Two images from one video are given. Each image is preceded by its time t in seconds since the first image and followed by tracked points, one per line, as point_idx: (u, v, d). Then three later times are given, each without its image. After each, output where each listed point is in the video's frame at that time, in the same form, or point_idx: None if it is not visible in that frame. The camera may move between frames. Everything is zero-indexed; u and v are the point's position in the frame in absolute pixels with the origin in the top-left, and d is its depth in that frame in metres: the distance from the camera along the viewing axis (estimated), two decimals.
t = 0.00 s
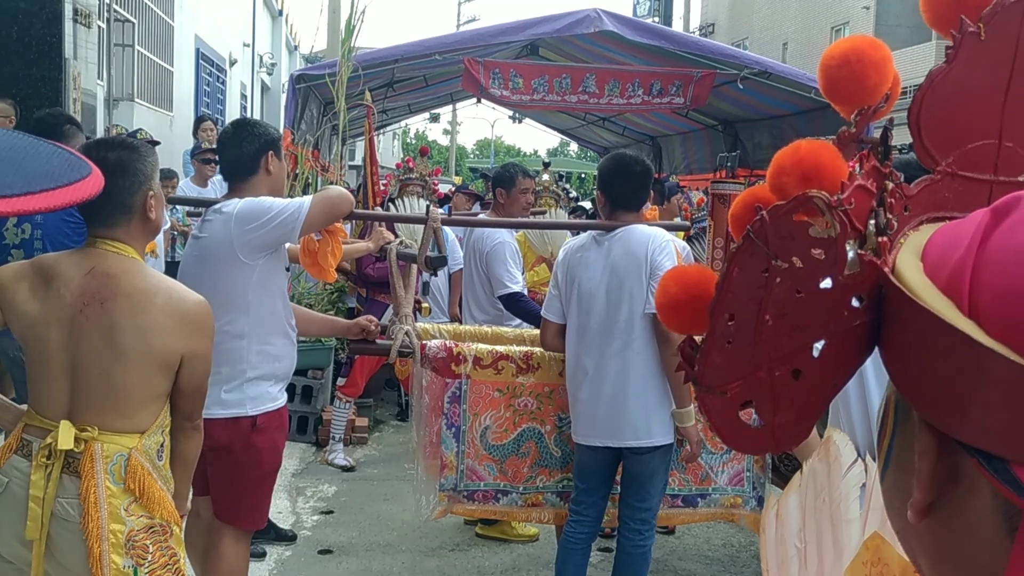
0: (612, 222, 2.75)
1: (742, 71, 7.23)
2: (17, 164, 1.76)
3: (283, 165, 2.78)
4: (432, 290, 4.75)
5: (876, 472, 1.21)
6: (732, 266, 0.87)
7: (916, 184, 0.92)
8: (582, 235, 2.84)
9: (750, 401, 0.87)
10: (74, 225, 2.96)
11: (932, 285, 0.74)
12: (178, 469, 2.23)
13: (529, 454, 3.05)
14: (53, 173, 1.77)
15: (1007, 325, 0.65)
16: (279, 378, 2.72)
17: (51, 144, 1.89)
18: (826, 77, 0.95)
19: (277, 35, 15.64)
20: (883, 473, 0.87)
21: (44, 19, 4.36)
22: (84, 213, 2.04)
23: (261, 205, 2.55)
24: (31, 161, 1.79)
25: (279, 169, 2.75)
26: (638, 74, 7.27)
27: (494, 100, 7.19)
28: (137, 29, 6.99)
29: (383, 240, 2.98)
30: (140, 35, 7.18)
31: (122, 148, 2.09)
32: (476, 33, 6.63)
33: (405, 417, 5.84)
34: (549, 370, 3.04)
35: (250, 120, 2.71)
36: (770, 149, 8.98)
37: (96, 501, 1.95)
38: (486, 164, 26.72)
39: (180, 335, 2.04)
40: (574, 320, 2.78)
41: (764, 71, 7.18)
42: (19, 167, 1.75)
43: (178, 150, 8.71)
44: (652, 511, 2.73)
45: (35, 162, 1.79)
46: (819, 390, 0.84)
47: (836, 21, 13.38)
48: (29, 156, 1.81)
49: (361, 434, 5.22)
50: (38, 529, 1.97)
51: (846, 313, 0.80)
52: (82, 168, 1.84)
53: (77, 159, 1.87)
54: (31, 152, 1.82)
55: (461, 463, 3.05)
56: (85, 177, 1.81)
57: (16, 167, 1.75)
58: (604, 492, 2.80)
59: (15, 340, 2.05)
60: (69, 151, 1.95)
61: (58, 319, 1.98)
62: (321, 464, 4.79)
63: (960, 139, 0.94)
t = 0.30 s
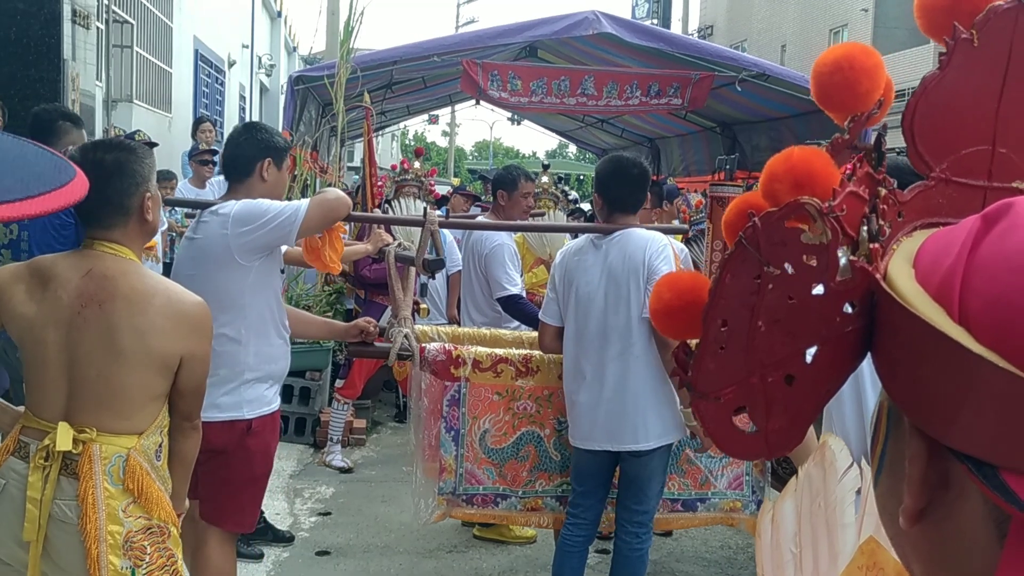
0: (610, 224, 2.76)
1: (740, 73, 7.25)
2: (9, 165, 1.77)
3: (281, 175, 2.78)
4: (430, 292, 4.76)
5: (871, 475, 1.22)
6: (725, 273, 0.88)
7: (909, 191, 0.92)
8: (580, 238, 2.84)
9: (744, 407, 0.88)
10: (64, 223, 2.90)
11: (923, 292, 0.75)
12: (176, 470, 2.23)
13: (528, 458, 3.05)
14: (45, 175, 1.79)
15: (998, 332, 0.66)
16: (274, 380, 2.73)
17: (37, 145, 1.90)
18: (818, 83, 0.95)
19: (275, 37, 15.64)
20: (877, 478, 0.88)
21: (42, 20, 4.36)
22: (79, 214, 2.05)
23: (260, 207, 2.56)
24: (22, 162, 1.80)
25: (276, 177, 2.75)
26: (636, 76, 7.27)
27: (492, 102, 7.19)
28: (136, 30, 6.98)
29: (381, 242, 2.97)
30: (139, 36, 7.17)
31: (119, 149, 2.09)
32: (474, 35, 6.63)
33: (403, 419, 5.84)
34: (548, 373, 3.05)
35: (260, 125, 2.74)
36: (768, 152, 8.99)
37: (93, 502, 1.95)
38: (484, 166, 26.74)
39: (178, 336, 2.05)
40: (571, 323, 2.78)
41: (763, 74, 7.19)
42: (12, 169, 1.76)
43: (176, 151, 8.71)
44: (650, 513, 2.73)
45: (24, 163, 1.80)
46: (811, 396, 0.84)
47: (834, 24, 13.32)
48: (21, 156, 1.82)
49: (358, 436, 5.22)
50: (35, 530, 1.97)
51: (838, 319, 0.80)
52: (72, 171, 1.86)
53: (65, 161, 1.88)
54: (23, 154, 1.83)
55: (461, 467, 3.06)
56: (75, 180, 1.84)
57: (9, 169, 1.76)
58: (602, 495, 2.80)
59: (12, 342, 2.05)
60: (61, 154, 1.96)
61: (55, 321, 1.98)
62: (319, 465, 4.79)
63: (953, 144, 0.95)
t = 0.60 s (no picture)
0: (605, 228, 2.77)
1: (736, 77, 7.26)
2: None
3: (275, 195, 2.74)
4: (426, 295, 4.76)
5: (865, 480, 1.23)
6: (720, 277, 0.89)
7: (904, 195, 0.92)
8: (576, 241, 2.84)
9: (739, 411, 0.88)
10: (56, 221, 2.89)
11: (918, 297, 0.75)
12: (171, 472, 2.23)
13: (523, 460, 3.05)
14: (34, 178, 1.81)
15: (993, 337, 0.66)
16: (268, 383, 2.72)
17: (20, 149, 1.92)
18: (815, 87, 0.96)
19: (272, 40, 15.64)
20: (872, 482, 0.89)
21: (39, 22, 4.35)
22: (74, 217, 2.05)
23: (255, 209, 2.55)
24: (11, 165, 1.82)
25: (272, 192, 2.74)
26: (632, 79, 7.28)
27: (489, 105, 7.18)
28: (132, 32, 6.97)
29: (377, 244, 2.95)
30: (135, 39, 7.16)
31: (113, 151, 2.09)
32: (470, 38, 6.63)
33: (398, 422, 5.84)
34: (543, 376, 3.05)
35: (278, 142, 2.75)
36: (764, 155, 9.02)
37: (89, 504, 1.95)
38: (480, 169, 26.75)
39: (175, 338, 2.05)
40: (568, 326, 2.78)
41: (759, 77, 7.20)
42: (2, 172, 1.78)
43: (172, 154, 8.69)
44: (645, 517, 2.73)
45: (10, 167, 1.81)
46: (807, 400, 0.85)
47: (829, 28, 13.12)
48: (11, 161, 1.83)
49: (354, 439, 5.22)
50: (30, 533, 1.97)
51: (833, 324, 0.81)
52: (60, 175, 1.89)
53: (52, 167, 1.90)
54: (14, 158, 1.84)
55: (455, 469, 3.06)
56: (62, 184, 1.87)
57: None
58: (597, 497, 2.80)
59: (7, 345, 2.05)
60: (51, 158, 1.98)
61: (50, 324, 1.97)
62: (315, 468, 4.79)
63: (948, 150, 0.95)
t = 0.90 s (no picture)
0: (601, 232, 2.77)
1: (731, 81, 7.28)
2: None
3: (275, 202, 2.75)
4: (422, 298, 4.76)
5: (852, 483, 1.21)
6: (714, 282, 0.88)
7: (897, 201, 0.93)
8: (571, 245, 2.85)
9: (732, 416, 0.89)
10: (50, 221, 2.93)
11: (910, 302, 0.76)
12: (167, 476, 2.22)
13: (518, 464, 3.05)
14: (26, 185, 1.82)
15: (983, 342, 0.67)
16: (267, 387, 2.73)
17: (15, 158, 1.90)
18: (808, 93, 0.97)
19: (268, 43, 15.66)
20: (863, 487, 0.89)
21: (34, 26, 4.35)
22: (69, 222, 2.05)
23: (251, 213, 2.55)
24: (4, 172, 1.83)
25: (269, 198, 2.74)
26: (628, 83, 7.30)
27: (485, 109, 7.18)
28: (128, 36, 6.96)
29: (372, 249, 2.96)
30: (131, 42, 7.15)
31: (108, 156, 2.09)
32: (466, 42, 6.64)
33: (394, 426, 5.84)
34: (538, 379, 3.04)
35: (276, 148, 2.75)
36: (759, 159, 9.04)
37: (85, 509, 1.95)
38: (476, 173, 26.77)
39: (169, 343, 2.05)
40: (564, 330, 2.78)
41: (754, 82, 7.22)
42: None
43: (168, 157, 8.68)
44: (641, 519, 2.74)
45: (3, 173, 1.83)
46: (800, 405, 0.85)
47: (825, 32, 13.15)
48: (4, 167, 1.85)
49: (350, 443, 5.21)
50: (26, 538, 1.97)
51: (826, 328, 0.81)
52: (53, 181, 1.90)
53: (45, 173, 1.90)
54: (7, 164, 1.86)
55: (450, 473, 3.06)
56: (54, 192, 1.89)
57: None
58: (593, 501, 2.81)
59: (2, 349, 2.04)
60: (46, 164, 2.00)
61: (45, 328, 1.97)
62: (310, 472, 4.78)
63: (941, 156, 0.96)
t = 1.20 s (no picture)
0: (597, 237, 2.78)
1: (727, 86, 7.31)
2: None
3: (272, 207, 2.77)
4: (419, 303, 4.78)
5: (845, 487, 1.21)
6: (707, 289, 0.91)
7: (887, 210, 0.95)
8: (569, 250, 2.86)
9: (725, 421, 0.90)
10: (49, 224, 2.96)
11: (899, 309, 0.77)
12: (164, 481, 2.23)
13: (515, 469, 3.06)
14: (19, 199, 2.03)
15: (969, 349, 0.68)
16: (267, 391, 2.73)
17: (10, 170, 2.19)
18: (799, 103, 0.99)
19: (266, 48, 15.69)
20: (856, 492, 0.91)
21: (32, 31, 4.37)
22: (66, 228, 2.06)
23: (248, 219, 2.57)
24: None
25: (268, 204, 2.76)
26: (624, 88, 7.33)
27: (482, 114, 7.20)
28: (125, 41, 6.98)
29: (370, 254, 2.98)
30: (128, 48, 7.17)
31: (107, 161, 2.10)
32: (463, 48, 6.67)
33: (391, 431, 5.84)
34: (535, 384, 3.05)
35: (275, 153, 2.76)
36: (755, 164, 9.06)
37: (82, 514, 1.95)
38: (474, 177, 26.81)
39: (165, 348, 2.05)
40: (561, 335, 2.80)
41: (750, 87, 7.25)
42: None
43: (165, 162, 8.70)
44: (638, 524, 2.74)
45: None
46: (792, 411, 0.86)
47: (821, 37, 13.16)
48: None
49: (347, 448, 5.22)
50: (24, 543, 1.98)
51: (817, 335, 0.82)
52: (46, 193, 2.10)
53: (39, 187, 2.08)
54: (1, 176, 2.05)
55: (448, 478, 3.07)
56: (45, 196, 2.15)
57: None
58: (590, 506, 2.81)
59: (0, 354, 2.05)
60: (14, 171, 2.18)
61: (43, 333, 1.98)
62: (307, 477, 4.79)
63: (931, 165, 0.97)
